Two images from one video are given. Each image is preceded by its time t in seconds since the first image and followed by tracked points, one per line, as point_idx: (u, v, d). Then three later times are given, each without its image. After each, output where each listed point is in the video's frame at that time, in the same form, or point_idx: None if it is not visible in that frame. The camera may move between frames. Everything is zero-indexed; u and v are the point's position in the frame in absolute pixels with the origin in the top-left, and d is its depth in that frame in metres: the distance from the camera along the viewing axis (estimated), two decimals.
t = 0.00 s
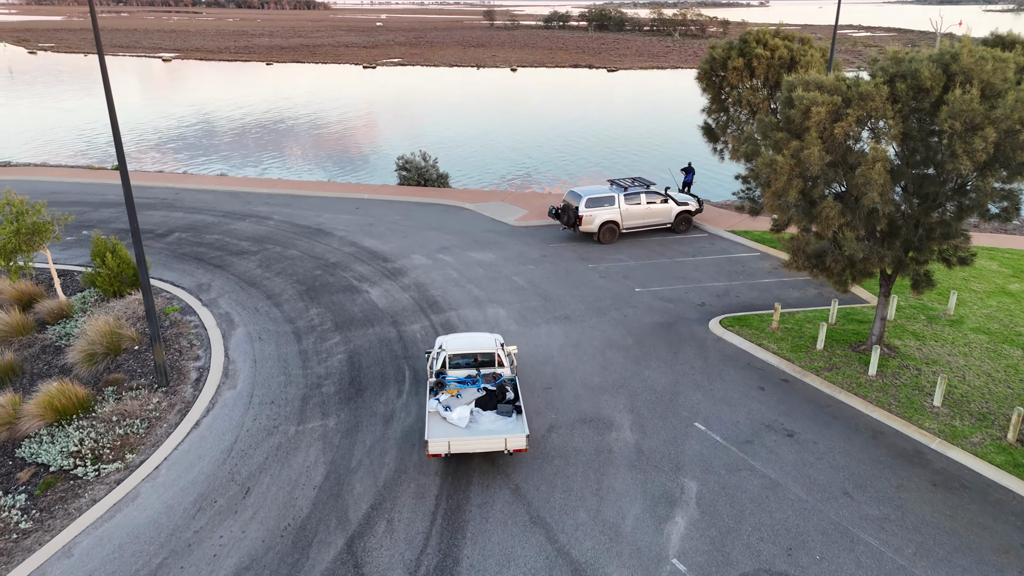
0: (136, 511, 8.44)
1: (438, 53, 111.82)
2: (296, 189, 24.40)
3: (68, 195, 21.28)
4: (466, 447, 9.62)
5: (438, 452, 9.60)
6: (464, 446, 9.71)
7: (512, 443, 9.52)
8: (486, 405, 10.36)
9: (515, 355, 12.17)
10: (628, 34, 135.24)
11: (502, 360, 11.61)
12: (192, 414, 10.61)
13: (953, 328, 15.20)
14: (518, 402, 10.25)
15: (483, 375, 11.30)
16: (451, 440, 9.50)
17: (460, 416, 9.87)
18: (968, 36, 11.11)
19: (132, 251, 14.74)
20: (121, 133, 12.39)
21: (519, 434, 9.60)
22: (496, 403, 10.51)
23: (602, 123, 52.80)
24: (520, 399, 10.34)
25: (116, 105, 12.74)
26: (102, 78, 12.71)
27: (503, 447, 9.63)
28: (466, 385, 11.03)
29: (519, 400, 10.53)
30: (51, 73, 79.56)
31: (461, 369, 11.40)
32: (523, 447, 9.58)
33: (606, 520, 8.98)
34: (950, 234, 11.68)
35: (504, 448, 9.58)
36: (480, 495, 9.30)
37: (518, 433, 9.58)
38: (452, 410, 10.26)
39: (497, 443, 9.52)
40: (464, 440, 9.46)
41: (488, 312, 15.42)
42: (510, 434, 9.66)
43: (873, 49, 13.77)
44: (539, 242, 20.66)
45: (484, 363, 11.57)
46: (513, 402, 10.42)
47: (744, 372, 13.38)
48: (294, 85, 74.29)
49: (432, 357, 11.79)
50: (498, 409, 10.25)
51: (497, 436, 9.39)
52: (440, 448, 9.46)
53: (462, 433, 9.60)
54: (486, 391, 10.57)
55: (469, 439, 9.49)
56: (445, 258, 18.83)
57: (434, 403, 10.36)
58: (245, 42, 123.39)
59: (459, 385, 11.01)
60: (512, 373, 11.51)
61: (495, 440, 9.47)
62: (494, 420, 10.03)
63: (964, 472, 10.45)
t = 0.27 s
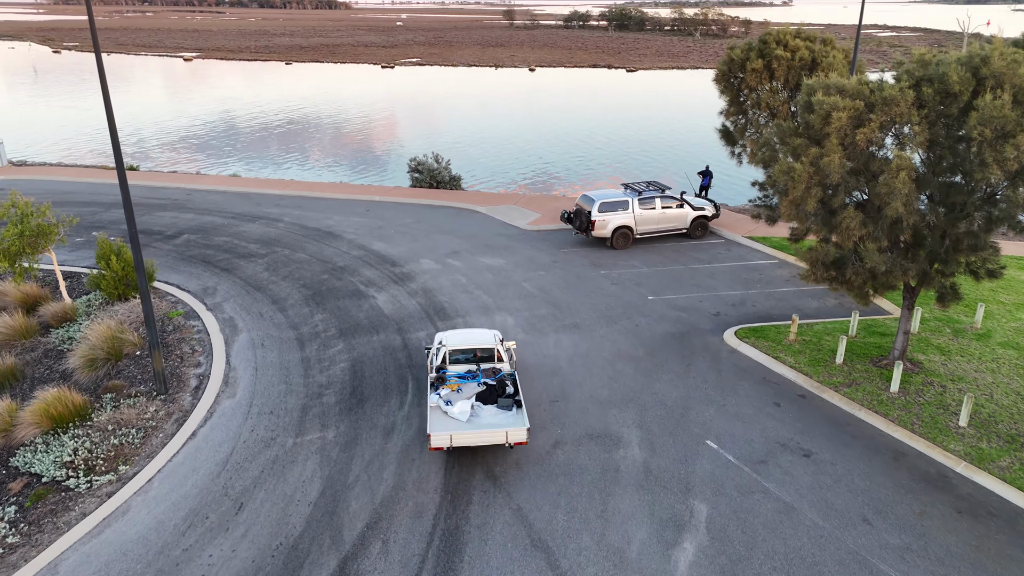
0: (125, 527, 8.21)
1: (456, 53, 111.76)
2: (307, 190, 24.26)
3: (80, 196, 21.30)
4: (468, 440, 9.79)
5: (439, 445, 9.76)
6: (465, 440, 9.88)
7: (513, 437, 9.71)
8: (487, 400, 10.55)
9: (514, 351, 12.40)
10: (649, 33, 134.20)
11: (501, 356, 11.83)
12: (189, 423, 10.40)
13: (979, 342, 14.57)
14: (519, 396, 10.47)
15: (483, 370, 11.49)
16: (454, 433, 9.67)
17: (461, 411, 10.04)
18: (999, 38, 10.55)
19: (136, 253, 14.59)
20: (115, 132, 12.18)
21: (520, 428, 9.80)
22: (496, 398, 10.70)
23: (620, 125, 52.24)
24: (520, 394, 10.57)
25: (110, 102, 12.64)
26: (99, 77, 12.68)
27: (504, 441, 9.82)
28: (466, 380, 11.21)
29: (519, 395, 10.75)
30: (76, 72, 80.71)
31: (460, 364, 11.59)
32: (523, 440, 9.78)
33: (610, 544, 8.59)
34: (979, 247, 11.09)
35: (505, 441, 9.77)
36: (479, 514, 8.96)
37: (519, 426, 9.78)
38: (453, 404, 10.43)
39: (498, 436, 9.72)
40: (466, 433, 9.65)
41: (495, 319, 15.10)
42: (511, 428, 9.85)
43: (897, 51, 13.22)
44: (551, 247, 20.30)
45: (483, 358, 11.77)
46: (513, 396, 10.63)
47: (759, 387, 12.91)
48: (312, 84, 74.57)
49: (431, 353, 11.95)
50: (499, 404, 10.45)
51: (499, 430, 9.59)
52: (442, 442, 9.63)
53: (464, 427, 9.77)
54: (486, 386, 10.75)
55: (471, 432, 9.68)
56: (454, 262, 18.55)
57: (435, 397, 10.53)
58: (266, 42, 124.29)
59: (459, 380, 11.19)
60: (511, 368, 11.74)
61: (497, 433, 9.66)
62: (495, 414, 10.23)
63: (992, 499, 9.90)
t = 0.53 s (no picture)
0: (112, 545, 7.97)
1: (475, 54, 111.61)
2: (318, 193, 24.12)
3: (92, 198, 21.30)
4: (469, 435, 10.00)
5: (441, 440, 9.97)
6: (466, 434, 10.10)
7: (514, 431, 9.94)
8: (487, 395, 10.74)
9: (513, 346, 12.61)
10: (669, 35, 133.07)
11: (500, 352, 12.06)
12: (185, 435, 10.16)
13: (1009, 359, 13.90)
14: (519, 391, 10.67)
15: (483, 365, 11.70)
16: (455, 429, 9.85)
17: (462, 406, 10.24)
18: None
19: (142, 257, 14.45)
20: (115, 136, 11.80)
21: (521, 423, 10.02)
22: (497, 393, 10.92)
23: (638, 128, 51.62)
24: (520, 389, 10.76)
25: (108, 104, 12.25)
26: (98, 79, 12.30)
27: (505, 435, 10.05)
28: (467, 375, 11.41)
29: (518, 389, 10.98)
30: (100, 73, 81.88)
31: (460, 360, 11.78)
32: (524, 434, 10.02)
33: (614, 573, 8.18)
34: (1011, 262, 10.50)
35: (506, 435, 10.00)
36: (478, 538, 8.60)
37: (520, 421, 10.01)
38: (454, 399, 10.61)
39: (499, 430, 9.91)
40: (468, 428, 9.83)
41: (503, 328, 14.77)
42: (512, 423, 10.08)
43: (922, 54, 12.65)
44: (563, 253, 19.92)
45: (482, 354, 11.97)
46: (513, 391, 10.87)
47: (776, 404, 12.40)
48: (331, 85, 74.82)
49: (432, 349, 12.14)
50: (499, 398, 10.67)
51: (500, 424, 9.77)
52: (444, 437, 9.83)
53: (465, 422, 9.98)
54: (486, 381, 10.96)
55: (472, 427, 9.86)
56: (463, 269, 18.25)
57: (436, 393, 10.74)
58: (287, 43, 125.22)
59: (460, 375, 11.37)
60: (511, 363, 11.94)
61: (498, 428, 9.89)
62: (496, 409, 10.42)
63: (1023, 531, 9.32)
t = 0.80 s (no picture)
0: (96, 569, 7.69)
1: (492, 56, 111.44)
2: (329, 197, 23.95)
3: (102, 201, 21.26)
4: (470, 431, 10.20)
5: (442, 436, 10.15)
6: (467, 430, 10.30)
7: (514, 427, 10.12)
8: (487, 393, 10.95)
9: (511, 345, 12.86)
10: (689, 37, 131.99)
11: (499, 351, 12.31)
12: (179, 449, 9.89)
13: None
14: (518, 389, 10.91)
15: (482, 365, 11.94)
16: (456, 425, 10.06)
17: (463, 403, 10.44)
18: None
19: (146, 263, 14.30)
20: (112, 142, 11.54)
21: (521, 419, 10.21)
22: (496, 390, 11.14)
23: (655, 133, 51.00)
24: (519, 387, 11.02)
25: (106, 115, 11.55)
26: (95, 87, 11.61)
27: (505, 431, 10.22)
28: (467, 374, 11.64)
29: (518, 386, 11.20)
30: (122, 74, 82.90)
31: (460, 359, 12.02)
32: (524, 431, 10.19)
33: None
34: None
35: (506, 431, 10.18)
36: (476, 565, 8.23)
37: (519, 417, 10.21)
38: (455, 397, 10.83)
39: (500, 427, 10.13)
40: (469, 424, 10.04)
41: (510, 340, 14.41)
42: (512, 419, 10.27)
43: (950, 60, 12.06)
44: (575, 261, 19.53)
45: (482, 353, 12.21)
46: (513, 388, 11.09)
47: (793, 423, 11.87)
48: (348, 87, 75.10)
49: (431, 349, 12.38)
50: (499, 396, 10.88)
51: (501, 420, 9.99)
52: (445, 433, 10.00)
53: (466, 418, 10.18)
54: (486, 379, 11.17)
55: (473, 424, 10.07)
56: (472, 277, 17.93)
57: (437, 391, 10.95)
58: (306, 45, 126.04)
59: (459, 374, 11.61)
60: (510, 362, 12.19)
61: (498, 424, 10.08)
62: (496, 406, 10.65)
63: None
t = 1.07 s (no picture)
0: None
1: (509, 59, 111.05)
2: (339, 202, 23.74)
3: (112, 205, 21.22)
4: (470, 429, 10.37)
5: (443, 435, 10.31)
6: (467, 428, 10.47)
7: (514, 425, 10.30)
8: (487, 391, 11.14)
9: (509, 345, 13.06)
10: (709, 40, 130.71)
11: (497, 350, 12.51)
12: (173, 465, 9.62)
13: None
14: (517, 388, 11.08)
15: (481, 364, 12.14)
16: (457, 423, 10.20)
17: (464, 402, 10.61)
18: None
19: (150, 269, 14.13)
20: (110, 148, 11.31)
21: (520, 416, 10.40)
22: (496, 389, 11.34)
23: (673, 137, 50.22)
24: (518, 386, 11.19)
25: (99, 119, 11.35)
26: (88, 93, 11.52)
27: (505, 429, 10.40)
28: (466, 373, 11.82)
29: (517, 385, 11.40)
30: (143, 77, 83.80)
31: (458, 359, 12.19)
32: (524, 428, 10.38)
33: None
34: None
35: (507, 429, 10.36)
36: None
37: (519, 415, 10.39)
38: (455, 396, 10.99)
39: (500, 424, 10.28)
40: (470, 423, 10.19)
41: (517, 352, 14.03)
42: (512, 417, 10.45)
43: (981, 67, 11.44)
44: (586, 271, 19.12)
45: (480, 353, 12.41)
46: (512, 387, 11.28)
47: (811, 447, 11.35)
48: (364, 90, 75.14)
49: (430, 349, 12.57)
50: (498, 395, 11.07)
51: (501, 418, 10.14)
52: (446, 432, 10.17)
53: (466, 417, 10.35)
54: (485, 378, 11.36)
55: (474, 422, 10.22)
56: (481, 286, 17.59)
57: (437, 390, 11.12)
58: (325, 48, 126.73)
59: (458, 374, 11.79)
60: (508, 361, 12.39)
61: (499, 422, 10.26)
62: (495, 405, 10.81)
63: None
